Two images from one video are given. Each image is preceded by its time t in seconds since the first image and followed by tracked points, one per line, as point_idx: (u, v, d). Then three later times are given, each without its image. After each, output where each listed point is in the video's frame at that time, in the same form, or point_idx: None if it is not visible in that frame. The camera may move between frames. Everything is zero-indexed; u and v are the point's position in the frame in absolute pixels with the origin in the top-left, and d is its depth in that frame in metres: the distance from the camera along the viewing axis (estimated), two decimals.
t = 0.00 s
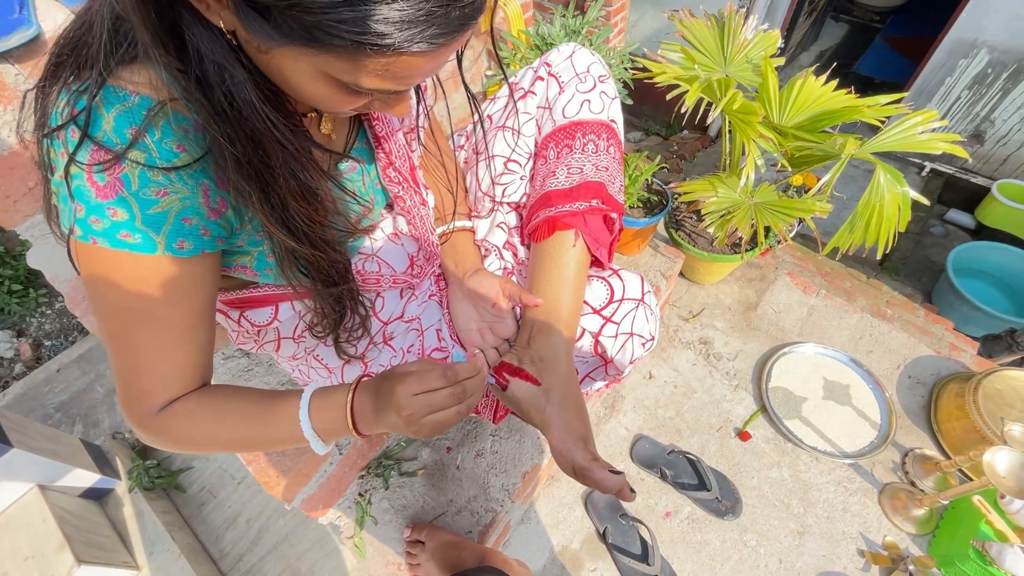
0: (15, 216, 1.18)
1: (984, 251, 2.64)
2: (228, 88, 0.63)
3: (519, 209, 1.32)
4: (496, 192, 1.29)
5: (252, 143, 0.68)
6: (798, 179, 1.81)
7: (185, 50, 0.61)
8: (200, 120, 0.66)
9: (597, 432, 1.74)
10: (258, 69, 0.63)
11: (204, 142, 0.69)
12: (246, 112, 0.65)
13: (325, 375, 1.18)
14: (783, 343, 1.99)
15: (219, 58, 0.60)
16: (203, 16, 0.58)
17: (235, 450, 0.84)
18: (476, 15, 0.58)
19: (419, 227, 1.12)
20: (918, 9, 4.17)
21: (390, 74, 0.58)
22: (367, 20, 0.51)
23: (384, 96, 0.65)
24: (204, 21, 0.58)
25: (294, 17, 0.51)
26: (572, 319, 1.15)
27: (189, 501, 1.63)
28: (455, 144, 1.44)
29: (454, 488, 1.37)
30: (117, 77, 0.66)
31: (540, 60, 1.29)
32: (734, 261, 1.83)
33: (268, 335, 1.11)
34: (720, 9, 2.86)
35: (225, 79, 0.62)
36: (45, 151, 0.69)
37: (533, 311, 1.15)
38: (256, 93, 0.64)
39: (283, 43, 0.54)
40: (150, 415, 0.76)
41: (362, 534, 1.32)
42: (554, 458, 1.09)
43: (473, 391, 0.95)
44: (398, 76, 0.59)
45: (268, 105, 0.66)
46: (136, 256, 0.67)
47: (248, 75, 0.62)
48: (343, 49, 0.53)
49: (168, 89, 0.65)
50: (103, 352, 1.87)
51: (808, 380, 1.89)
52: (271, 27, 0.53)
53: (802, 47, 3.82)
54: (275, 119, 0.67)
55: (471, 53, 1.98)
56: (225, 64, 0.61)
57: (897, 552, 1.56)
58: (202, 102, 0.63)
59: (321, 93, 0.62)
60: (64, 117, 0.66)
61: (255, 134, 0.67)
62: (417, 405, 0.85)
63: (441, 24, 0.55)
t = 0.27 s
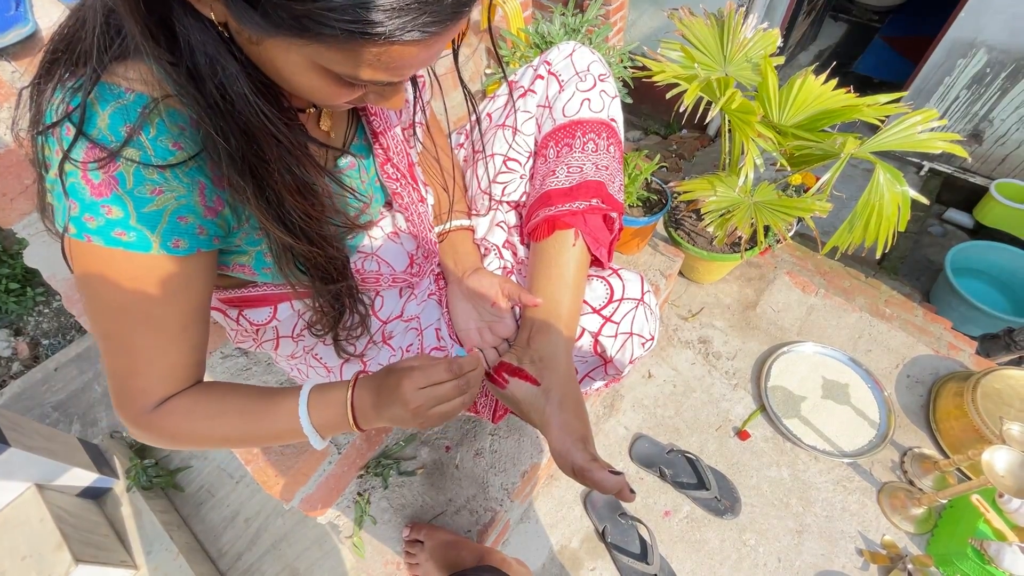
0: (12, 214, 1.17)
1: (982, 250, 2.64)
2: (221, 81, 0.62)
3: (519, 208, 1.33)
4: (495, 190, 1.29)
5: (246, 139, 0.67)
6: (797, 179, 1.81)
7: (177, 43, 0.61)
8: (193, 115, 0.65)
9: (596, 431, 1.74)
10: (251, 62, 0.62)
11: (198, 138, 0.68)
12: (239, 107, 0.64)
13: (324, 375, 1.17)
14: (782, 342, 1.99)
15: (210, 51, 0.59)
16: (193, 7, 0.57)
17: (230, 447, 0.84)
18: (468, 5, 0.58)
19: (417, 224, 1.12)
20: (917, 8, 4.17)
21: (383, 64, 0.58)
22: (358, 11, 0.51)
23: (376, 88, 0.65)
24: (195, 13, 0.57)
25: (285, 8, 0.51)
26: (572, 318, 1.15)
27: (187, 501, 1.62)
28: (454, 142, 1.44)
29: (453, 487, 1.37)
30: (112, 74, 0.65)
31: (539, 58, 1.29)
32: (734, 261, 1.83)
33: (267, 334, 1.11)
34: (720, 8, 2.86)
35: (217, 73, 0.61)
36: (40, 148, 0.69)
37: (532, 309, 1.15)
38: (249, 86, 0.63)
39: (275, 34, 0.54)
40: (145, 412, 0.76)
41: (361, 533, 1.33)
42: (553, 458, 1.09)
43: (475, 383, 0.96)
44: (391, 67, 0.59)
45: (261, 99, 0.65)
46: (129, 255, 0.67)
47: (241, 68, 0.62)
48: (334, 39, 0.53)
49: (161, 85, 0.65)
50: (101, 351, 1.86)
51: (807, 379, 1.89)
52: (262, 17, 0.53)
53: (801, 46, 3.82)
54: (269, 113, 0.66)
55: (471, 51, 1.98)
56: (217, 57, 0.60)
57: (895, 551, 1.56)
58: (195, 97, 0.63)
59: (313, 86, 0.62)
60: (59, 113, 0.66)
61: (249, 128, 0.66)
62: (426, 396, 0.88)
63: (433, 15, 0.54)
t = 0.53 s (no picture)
0: (10, 212, 1.17)
1: (981, 250, 2.64)
2: (206, 68, 0.61)
3: (518, 210, 1.32)
4: (495, 187, 1.29)
5: (235, 127, 0.67)
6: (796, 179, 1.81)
7: (159, 30, 0.60)
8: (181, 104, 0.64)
9: (595, 431, 1.74)
10: (235, 48, 0.61)
11: (188, 128, 0.68)
12: (226, 94, 0.63)
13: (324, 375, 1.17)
14: (780, 342, 1.99)
15: (192, 37, 0.58)
16: None
17: (231, 440, 0.85)
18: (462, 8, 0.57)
19: (414, 209, 1.12)
20: (917, 8, 4.17)
21: (361, 63, 0.57)
22: (350, 15, 0.50)
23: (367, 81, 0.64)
24: None
25: (277, 9, 0.50)
26: (572, 321, 1.15)
27: (186, 499, 1.62)
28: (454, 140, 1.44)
29: (452, 486, 1.36)
30: (102, 65, 0.65)
31: (541, 59, 1.29)
32: (733, 260, 1.83)
33: (268, 333, 1.11)
34: (720, 7, 2.85)
35: (201, 60, 0.60)
36: (35, 145, 0.69)
37: (532, 312, 1.14)
38: (235, 73, 0.62)
39: (267, 32, 0.53)
40: (149, 403, 0.78)
41: (359, 532, 1.33)
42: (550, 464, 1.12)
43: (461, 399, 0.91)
44: (367, 65, 0.58)
45: (248, 85, 0.64)
46: (126, 250, 0.67)
47: (226, 54, 0.61)
48: (326, 40, 0.53)
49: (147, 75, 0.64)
50: (100, 350, 1.86)
51: (806, 378, 1.89)
52: (253, 15, 0.52)
53: (801, 45, 3.82)
54: (258, 100, 0.65)
55: (470, 49, 1.98)
56: (200, 44, 0.59)
57: (893, 550, 1.56)
58: (181, 85, 0.62)
59: (303, 76, 0.62)
60: (49, 107, 0.66)
61: (238, 116, 0.66)
62: (404, 407, 0.85)
63: (426, 19, 0.54)
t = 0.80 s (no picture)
0: (8, 210, 1.16)
1: (980, 249, 2.64)
2: (196, 61, 0.59)
3: (515, 208, 1.31)
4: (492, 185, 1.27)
5: (229, 121, 0.66)
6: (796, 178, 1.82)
7: (144, 23, 0.58)
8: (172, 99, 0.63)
9: (594, 430, 1.74)
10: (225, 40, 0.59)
11: (182, 125, 0.67)
12: (217, 88, 0.62)
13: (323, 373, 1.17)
14: (780, 341, 1.99)
15: (178, 28, 0.56)
16: None
17: (238, 433, 0.86)
18: None
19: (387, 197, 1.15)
20: (918, 7, 4.16)
21: (349, 46, 0.56)
22: None
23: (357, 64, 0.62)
24: None
25: None
26: (571, 319, 1.15)
27: (185, 497, 1.62)
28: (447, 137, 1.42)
29: (452, 484, 1.36)
30: (94, 63, 0.64)
31: (537, 56, 1.29)
32: (732, 259, 1.83)
33: (266, 331, 1.10)
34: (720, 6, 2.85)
35: (190, 53, 0.59)
36: (32, 145, 0.69)
37: (531, 310, 1.14)
38: (225, 65, 0.60)
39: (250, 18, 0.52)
40: (157, 396, 0.79)
41: (358, 531, 1.33)
42: (550, 462, 1.12)
43: (461, 398, 0.90)
44: (353, 49, 0.56)
45: (240, 78, 0.62)
46: (126, 247, 0.68)
47: (215, 45, 0.59)
48: (310, 24, 0.51)
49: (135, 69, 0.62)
50: (99, 348, 1.86)
51: (805, 378, 1.89)
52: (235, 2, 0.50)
53: (801, 45, 3.82)
54: (251, 92, 0.64)
55: (469, 48, 1.98)
56: (188, 37, 0.57)
57: (892, 549, 1.57)
58: (171, 81, 0.61)
59: (292, 65, 0.60)
60: (44, 106, 0.66)
61: (231, 109, 0.64)
62: (403, 407, 0.85)
63: None
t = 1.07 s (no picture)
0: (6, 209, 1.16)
1: (980, 249, 2.64)
2: (160, 52, 0.58)
3: (515, 208, 1.31)
4: (491, 183, 1.26)
5: (197, 114, 0.64)
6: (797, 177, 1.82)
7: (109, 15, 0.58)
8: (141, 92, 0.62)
9: (594, 429, 1.74)
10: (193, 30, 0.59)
11: (159, 121, 0.67)
12: (183, 79, 0.61)
13: (320, 372, 1.17)
14: (779, 341, 1.99)
15: (142, 17, 0.56)
16: None
17: (226, 437, 0.85)
18: None
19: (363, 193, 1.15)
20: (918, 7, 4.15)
21: (313, 31, 0.55)
22: None
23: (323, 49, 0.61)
24: None
25: None
26: (570, 319, 1.14)
27: (184, 496, 1.62)
28: (450, 136, 1.43)
29: (451, 484, 1.36)
30: (74, 58, 0.64)
31: (538, 55, 1.28)
32: (732, 259, 1.83)
33: (264, 328, 1.10)
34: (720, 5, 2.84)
35: (155, 43, 0.58)
36: (18, 140, 0.70)
37: (530, 309, 1.14)
38: (191, 55, 0.59)
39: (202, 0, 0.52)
40: (147, 396, 0.79)
41: (357, 531, 1.33)
42: (548, 462, 1.11)
43: (452, 414, 0.89)
44: (319, 33, 0.56)
45: (208, 69, 0.61)
46: (108, 243, 0.68)
47: (181, 35, 0.58)
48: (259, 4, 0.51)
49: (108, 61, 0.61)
50: (97, 346, 1.85)
51: (804, 378, 1.89)
52: None
53: (801, 44, 3.81)
54: (218, 85, 0.63)
55: (469, 46, 1.98)
56: (152, 26, 0.56)
57: (891, 549, 1.56)
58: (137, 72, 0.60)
59: (261, 53, 0.60)
60: (27, 101, 0.66)
61: (198, 103, 0.63)
62: (393, 427, 0.83)
63: None
